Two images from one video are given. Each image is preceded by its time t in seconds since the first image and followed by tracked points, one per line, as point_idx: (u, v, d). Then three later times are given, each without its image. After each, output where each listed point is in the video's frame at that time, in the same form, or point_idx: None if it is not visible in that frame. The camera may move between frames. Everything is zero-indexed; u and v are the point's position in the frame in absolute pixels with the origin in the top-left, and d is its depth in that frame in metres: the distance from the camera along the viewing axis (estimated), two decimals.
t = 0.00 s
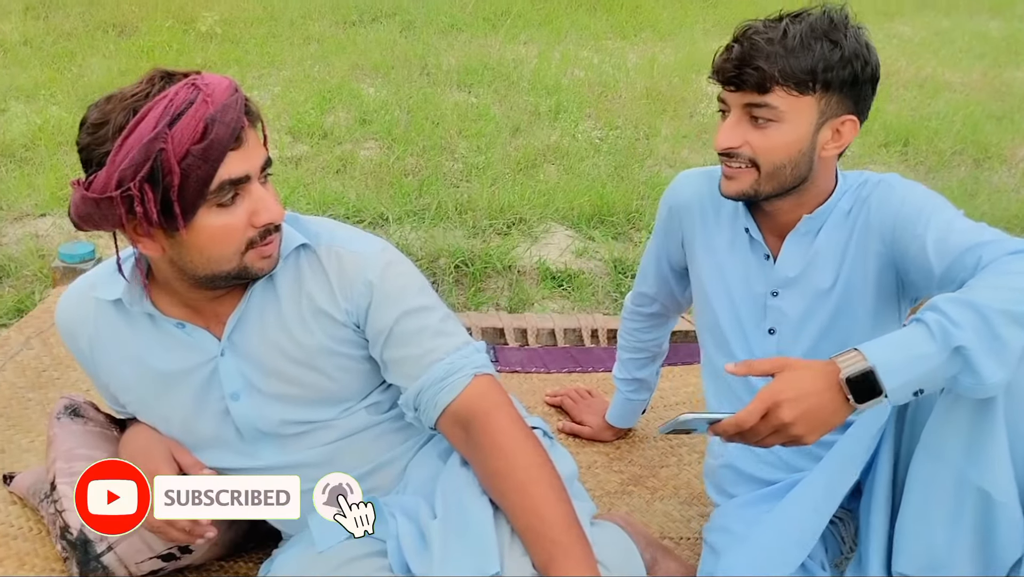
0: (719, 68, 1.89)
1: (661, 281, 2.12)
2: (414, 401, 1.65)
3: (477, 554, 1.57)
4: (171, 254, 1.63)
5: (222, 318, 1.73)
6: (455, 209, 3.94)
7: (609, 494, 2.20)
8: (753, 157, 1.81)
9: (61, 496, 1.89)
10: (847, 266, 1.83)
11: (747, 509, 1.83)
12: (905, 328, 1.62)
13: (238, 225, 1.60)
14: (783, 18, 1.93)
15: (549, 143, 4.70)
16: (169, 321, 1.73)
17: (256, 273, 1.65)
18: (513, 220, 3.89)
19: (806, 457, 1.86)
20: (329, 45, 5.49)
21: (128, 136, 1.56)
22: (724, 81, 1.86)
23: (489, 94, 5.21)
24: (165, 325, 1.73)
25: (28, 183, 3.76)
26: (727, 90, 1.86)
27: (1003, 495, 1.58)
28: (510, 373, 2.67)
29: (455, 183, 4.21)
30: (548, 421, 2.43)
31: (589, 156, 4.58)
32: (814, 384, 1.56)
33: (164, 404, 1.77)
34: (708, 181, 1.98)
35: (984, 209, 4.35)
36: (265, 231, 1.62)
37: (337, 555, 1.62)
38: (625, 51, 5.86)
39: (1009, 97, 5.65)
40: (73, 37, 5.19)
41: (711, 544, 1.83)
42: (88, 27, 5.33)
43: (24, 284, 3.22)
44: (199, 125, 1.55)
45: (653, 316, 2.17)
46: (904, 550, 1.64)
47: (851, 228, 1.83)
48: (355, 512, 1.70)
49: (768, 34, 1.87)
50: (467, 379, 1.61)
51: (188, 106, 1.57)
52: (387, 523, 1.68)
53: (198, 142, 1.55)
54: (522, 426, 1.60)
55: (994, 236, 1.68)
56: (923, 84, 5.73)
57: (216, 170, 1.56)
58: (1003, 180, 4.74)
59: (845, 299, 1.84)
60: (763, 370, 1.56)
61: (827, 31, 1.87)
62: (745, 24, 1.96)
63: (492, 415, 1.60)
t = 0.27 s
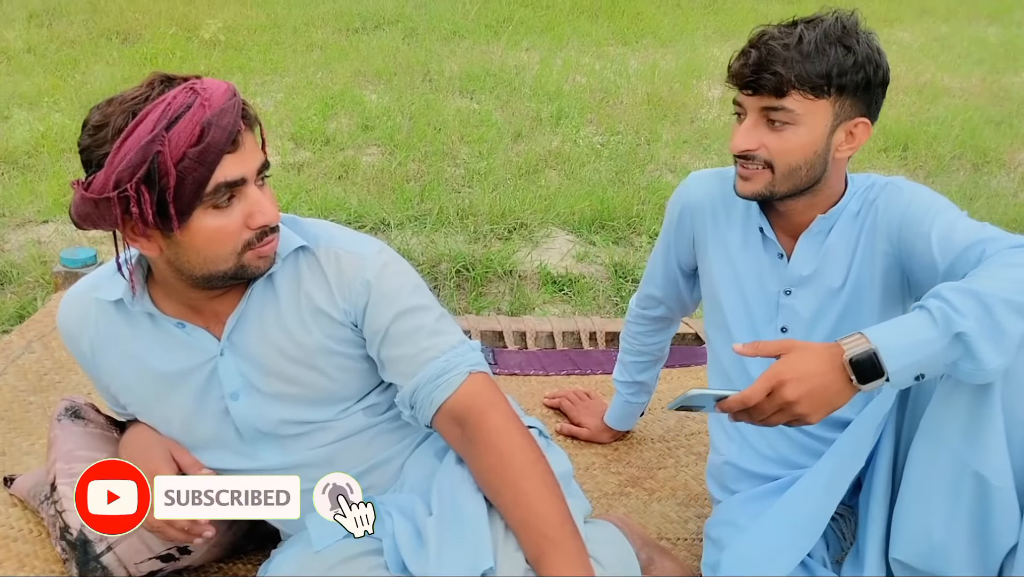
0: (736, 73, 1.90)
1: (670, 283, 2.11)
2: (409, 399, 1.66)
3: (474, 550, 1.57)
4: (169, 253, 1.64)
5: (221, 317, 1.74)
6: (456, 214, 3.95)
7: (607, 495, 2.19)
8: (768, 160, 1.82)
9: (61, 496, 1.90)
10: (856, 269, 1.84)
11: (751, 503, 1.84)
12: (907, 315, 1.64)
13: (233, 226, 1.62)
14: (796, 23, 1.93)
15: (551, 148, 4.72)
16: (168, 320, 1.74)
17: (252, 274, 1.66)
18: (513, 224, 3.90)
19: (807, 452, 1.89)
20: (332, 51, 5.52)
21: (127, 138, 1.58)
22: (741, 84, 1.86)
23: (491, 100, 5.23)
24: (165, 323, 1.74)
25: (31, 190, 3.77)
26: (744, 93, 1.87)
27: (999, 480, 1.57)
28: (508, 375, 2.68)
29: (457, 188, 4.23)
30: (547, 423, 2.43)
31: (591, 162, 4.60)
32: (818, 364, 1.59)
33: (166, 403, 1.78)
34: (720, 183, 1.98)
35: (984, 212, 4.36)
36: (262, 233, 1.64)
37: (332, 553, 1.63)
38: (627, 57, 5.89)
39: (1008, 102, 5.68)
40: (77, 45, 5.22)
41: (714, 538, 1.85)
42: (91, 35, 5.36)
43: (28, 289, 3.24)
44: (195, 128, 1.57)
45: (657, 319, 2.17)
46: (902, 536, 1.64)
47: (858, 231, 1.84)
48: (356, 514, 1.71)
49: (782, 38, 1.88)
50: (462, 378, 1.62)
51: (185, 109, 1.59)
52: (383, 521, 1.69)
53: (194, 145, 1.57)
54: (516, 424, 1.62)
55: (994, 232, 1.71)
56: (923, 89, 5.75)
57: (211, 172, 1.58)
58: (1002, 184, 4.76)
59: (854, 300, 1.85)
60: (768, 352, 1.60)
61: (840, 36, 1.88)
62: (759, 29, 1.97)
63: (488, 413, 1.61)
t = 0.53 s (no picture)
0: (733, 75, 1.90)
1: (668, 282, 2.11)
2: (417, 375, 1.70)
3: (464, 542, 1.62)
4: (174, 245, 1.66)
5: (221, 310, 1.76)
6: (450, 218, 3.98)
7: (597, 494, 2.21)
8: (768, 159, 1.82)
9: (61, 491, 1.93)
10: (856, 268, 1.86)
11: (751, 493, 1.88)
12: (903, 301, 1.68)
13: (237, 215, 1.64)
14: (790, 22, 1.94)
15: (546, 152, 4.75)
16: (168, 314, 1.75)
17: (254, 263, 1.69)
18: (508, 228, 3.93)
19: (802, 446, 1.91)
20: (327, 57, 5.55)
21: (132, 132, 1.59)
22: (738, 86, 1.87)
23: (487, 105, 5.26)
24: (165, 317, 1.76)
25: (29, 198, 3.80)
26: (741, 94, 1.87)
27: (987, 465, 1.64)
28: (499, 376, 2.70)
29: (452, 192, 4.26)
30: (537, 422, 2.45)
31: (586, 165, 4.62)
32: (814, 348, 1.61)
33: (168, 396, 1.79)
34: (718, 184, 1.98)
35: (980, 212, 4.38)
36: (264, 222, 1.67)
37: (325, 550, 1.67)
38: (623, 60, 5.91)
39: (1008, 100, 5.69)
40: (74, 53, 5.25)
41: (714, 527, 1.90)
42: (87, 43, 5.39)
43: (26, 295, 3.26)
44: (198, 119, 1.59)
45: (651, 320, 2.17)
46: (892, 521, 1.72)
47: (859, 227, 1.86)
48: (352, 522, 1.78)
49: (776, 38, 1.88)
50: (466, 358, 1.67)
51: (189, 101, 1.60)
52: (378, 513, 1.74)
53: (199, 135, 1.59)
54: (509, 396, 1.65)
55: (990, 224, 1.73)
56: (922, 90, 5.78)
57: (216, 161, 1.60)
58: (1002, 184, 4.78)
59: (856, 297, 1.87)
60: (767, 340, 1.62)
61: (834, 34, 1.88)
62: (753, 31, 1.97)
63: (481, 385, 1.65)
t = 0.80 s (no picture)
0: (723, 73, 1.86)
1: (660, 280, 2.10)
2: (398, 361, 1.86)
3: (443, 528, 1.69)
4: (184, 229, 1.70)
5: (225, 294, 1.82)
6: (442, 223, 4.00)
7: (585, 490, 2.22)
8: (759, 156, 1.79)
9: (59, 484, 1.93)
10: (848, 260, 1.85)
11: (744, 481, 1.88)
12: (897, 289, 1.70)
13: (243, 198, 1.69)
14: (779, 20, 1.90)
15: (537, 156, 4.77)
16: (171, 300, 1.80)
17: (260, 245, 1.75)
18: (499, 232, 3.95)
19: (796, 438, 1.90)
20: (317, 64, 5.57)
21: (142, 118, 1.63)
22: (729, 84, 1.83)
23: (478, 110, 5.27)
24: (169, 302, 1.81)
25: (23, 206, 3.80)
26: (732, 92, 1.84)
27: (973, 445, 1.64)
28: (488, 376, 2.71)
29: (444, 197, 4.27)
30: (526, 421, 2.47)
31: (578, 170, 4.64)
32: (809, 334, 1.64)
33: (171, 382, 1.84)
34: (711, 179, 1.96)
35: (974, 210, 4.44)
36: (267, 203, 1.73)
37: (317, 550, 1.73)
38: (614, 63, 5.93)
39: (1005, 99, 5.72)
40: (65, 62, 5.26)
41: (705, 514, 1.89)
42: (78, 52, 5.41)
43: (22, 302, 3.27)
44: (204, 104, 1.64)
45: (642, 318, 2.16)
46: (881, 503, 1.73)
47: (852, 221, 1.85)
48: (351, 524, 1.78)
49: (766, 36, 1.85)
50: (445, 348, 1.83)
51: (197, 87, 1.65)
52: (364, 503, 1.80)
53: (206, 120, 1.64)
54: (445, 381, 1.80)
55: (981, 217, 1.75)
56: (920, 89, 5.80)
57: (223, 145, 1.65)
58: (999, 184, 4.90)
59: (849, 290, 1.86)
60: (765, 326, 1.65)
61: (823, 32, 1.85)
62: (743, 30, 1.94)
63: (427, 375, 1.79)
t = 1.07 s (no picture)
0: (712, 70, 1.88)
1: (651, 277, 2.11)
2: (391, 361, 1.88)
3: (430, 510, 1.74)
4: (190, 220, 1.73)
5: (225, 287, 1.85)
6: (434, 224, 4.02)
7: (575, 485, 2.24)
8: (748, 151, 1.82)
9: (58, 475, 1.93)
10: (837, 253, 1.87)
11: (733, 470, 1.91)
12: (887, 279, 1.72)
13: (247, 190, 1.72)
14: (765, 18, 1.92)
15: (529, 158, 4.79)
16: (172, 291, 1.82)
17: (263, 238, 1.78)
18: (491, 233, 3.97)
19: (786, 429, 1.93)
20: (309, 66, 5.58)
21: (152, 110, 1.67)
22: (718, 80, 1.85)
23: (470, 112, 5.29)
24: (172, 294, 1.82)
25: (18, 209, 3.80)
26: (721, 89, 1.85)
27: (957, 427, 1.68)
28: (479, 373, 2.73)
29: (436, 199, 4.29)
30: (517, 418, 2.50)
31: (570, 171, 4.66)
32: (805, 323, 1.66)
33: (170, 373, 1.85)
34: (700, 175, 1.98)
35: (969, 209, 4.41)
36: (271, 197, 1.75)
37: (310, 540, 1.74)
38: (606, 64, 5.97)
39: (1000, 100, 5.75)
40: (56, 66, 5.26)
41: (697, 502, 1.92)
42: (70, 55, 5.41)
43: (17, 304, 3.28)
44: (212, 98, 1.67)
45: (632, 316, 2.19)
46: (867, 484, 1.76)
47: (841, 215, 1.88)
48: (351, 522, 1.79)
49: (752, 33, 1.87)
50: (434, 351, 1.85)
51: (203, 80, 1.68)
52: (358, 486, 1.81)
53: (214, 112, 1.67)
54: (433, 382, 1.83)
55: (967, 210, 1.78)
56: (912, 90, 5.90)
57: (229, 138, 1.69)
58: (995, 185, 4.79)
59: (839, 282, 1.88)
60: (761, 316, 1.68)
61: (808, 30, 1.87)
62: (730, 27, 1.96)
63: (415, 376, 1.83)
